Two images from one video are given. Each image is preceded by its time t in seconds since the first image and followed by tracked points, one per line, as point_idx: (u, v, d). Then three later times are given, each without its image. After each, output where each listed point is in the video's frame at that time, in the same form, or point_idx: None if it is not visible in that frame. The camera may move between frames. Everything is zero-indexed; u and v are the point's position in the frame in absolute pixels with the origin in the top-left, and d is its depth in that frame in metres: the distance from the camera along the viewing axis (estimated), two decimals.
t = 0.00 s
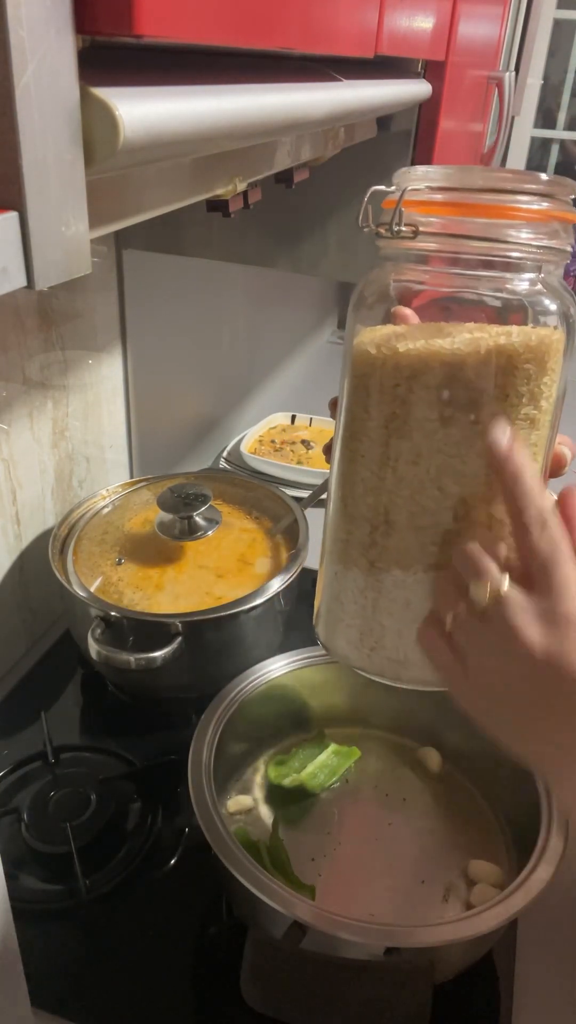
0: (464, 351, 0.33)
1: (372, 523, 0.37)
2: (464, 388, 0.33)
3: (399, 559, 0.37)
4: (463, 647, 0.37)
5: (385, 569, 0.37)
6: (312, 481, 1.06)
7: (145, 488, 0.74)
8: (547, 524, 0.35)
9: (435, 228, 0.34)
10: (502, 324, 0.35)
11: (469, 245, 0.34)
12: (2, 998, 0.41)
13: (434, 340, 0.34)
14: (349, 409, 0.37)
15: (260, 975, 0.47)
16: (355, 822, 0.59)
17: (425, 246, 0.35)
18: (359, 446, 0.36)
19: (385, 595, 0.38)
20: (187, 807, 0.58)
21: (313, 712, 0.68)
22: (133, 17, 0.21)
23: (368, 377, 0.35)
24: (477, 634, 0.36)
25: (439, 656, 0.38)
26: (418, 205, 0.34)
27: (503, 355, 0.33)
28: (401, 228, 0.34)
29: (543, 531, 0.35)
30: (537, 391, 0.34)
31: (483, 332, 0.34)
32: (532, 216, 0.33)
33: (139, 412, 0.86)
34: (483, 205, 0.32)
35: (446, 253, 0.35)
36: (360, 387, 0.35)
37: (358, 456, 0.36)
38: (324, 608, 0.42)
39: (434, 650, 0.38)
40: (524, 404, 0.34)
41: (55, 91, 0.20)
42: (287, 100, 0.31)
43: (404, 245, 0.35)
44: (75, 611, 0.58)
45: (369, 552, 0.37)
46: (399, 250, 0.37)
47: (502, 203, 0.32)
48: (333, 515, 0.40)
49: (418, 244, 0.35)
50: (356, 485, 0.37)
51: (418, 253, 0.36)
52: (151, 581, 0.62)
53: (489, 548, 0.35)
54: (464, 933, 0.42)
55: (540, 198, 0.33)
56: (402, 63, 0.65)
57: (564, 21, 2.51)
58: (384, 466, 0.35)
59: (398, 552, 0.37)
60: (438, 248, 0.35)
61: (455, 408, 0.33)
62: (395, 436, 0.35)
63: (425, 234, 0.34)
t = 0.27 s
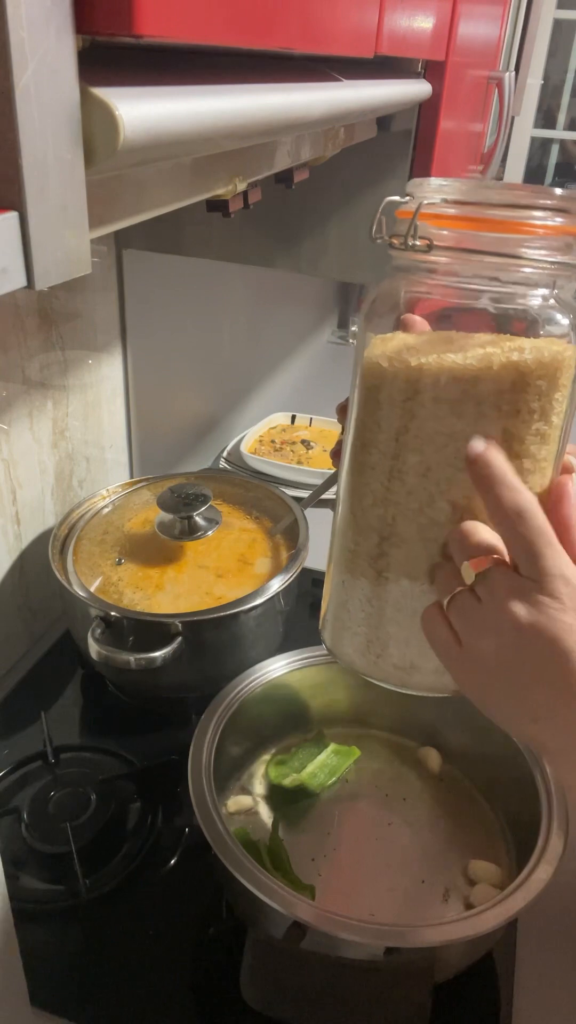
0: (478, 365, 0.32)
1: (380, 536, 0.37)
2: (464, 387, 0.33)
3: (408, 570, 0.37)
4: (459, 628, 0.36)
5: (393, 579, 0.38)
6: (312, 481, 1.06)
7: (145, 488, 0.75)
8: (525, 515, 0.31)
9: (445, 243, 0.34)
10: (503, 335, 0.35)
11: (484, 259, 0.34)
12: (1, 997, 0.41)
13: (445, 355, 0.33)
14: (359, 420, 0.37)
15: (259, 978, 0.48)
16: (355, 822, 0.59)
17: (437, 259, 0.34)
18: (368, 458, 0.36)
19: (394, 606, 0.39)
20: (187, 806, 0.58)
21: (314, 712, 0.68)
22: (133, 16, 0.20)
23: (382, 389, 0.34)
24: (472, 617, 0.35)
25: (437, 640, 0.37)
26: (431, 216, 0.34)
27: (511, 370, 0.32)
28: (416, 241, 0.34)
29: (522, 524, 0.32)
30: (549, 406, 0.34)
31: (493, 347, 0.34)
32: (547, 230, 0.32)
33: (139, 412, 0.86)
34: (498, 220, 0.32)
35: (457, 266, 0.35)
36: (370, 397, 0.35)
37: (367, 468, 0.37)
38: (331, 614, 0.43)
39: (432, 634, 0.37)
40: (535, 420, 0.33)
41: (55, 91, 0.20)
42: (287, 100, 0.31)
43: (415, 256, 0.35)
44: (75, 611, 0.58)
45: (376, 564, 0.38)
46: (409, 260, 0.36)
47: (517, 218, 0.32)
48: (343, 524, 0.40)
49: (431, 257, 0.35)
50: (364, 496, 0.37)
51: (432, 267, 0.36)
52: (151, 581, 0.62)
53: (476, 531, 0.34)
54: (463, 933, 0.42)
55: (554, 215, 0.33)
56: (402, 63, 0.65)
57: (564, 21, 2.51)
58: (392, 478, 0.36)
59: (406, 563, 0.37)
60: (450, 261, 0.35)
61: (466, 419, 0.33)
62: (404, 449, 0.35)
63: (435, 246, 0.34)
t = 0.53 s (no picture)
0: (466, 369, 0.33)
1: (371, 541, 0.37)
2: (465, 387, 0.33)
3: (399, 574, 0.37)
4: (465, 634, 0.36)
5: (384, 583, 0.38)
6: (311, 481, 1.06)
7: (145, 488, 0.75)
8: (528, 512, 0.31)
9: (432, 250, 0.33)
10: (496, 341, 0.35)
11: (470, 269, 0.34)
12: (1, 997, 0.41)
13: (434, 362, 0.33)
14: (349, 426, 0.37)
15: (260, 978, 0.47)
16: (356, 821, 0.59)
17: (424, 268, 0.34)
18: (359, 463, 0.36)
19: (383, 609, 0.39)
20: (188, 806, 0.58)
21: (314, 712, 0.68)
22: (134, 16, 0.20)
23: (371, 395, 0.35)
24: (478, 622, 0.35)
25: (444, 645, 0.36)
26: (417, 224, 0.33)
27: (499, 379, 0.33)
28: (402, 249, 0.34)
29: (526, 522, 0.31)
30: (536, 413, 0.34)
31: (483, 353, 0.34)
32: (533, 237, 0.32)
33: (139, 412, 0.86)
34: (485, 228, 0.32)
35: (446, 276, 0.35)
36: (360, 403, 0.35)
37: (358, 473, 0.37)
38: (325, 615, 0.42)
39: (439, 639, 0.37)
40: (522, 426, 0.34)
41: (55, 91, 0.20)
42: (287, 100, 0.31)
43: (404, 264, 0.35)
44: (75, 611, 0.58)
45: (368, 568, 0.38)
46: (397, 268, 0.36)
47: (504, 224, 0.32)
48: (334, 528, 0.40)
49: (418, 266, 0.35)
50: (356, 501, 0.37)
51: (422, 277, 0.36)
52: (151, 581, 0.62)
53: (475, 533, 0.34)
54: (464, 933, 0.42)
55: (540, 222, 0.33)
56: (402, 63, 0.65)
57: (564, 21, 2.50)
58: (382, 484, 0.36)
59: (397, 567, 0.37)
60: (439, 270, 0.34)
61: (454, 424, 0.33)
62: (393, 456, 0.35)
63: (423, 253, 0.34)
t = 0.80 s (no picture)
0: (454, 384, 0.33)
1: (368, 557, 0.37)
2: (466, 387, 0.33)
3: (398, 589, 0.38)
4: (450, 642, 0.36)
5: (383, 596, 0.38)
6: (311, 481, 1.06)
7: (145, 488, 0.75)
8: (511, 522, 0.31)
9: (414, 268, 0.33)
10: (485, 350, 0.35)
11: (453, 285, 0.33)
12: (1, 996, 0.41)
13: (421, 378, 0.34)
14: (341, 446, 0.37)
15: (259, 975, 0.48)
16: (356, 820, 0.59)
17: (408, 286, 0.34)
18: (352, 481, 0.36)
19: (386, 625, 0.39)
20: (188, 806, 0.58)
21: (314, 712, 0.68)
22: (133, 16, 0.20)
23: (361, 415, 0.35)
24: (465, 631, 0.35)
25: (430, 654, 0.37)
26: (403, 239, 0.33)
27: (489, 394, 0.33)
28: (386, 268, 0.34)
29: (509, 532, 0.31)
30: (526, 429, 0.34)
31: (475, 367, 0.34)
32: (517, 251, 0.32)
33: (139, 412, 0.86)
34: (470, 244, 0.32)
35: (430, 292, 0.35)
36: (349, 420, 0.35)
37: (351, 492, 0.37)
38: (325, 633, 0.42)
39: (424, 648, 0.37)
40: (514, 440, 0.34)
41: (55, 91, 0.20)
42: (287, 100, 0.31)
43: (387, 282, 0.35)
44: (75, 611, 0.58)
45: (366, 583, 0.38)
46: (383, 286, 0.36)
47: (487, 240, 0.32)
48: (330, 544, 0.40)
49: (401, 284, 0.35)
50: (350, 519, 0.37)
51: (406, 296, 0.36)
52: (151, 581, 0.62)
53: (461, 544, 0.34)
54: (463, 933, 0.42)
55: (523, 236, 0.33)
56: (402, 63, 0.65)
57: (564, 21, 2.51)
58: (378, 500, 0.36)
59: (395, 582, 0.38)
60: (422, 288, 0.34)
61: (447, 437, 0.33)
62: (385, 473, 0.35)
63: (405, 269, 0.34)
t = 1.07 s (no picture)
0: (442, 399, 0.33)
1: (362, 567, 0.38)
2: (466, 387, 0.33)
3: (392, 599, 0.38)
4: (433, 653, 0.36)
5: (376, 607, 0.38)
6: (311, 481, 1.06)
7: (145, 488, 0.75)
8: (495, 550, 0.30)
9: (403, 283, 0.33)
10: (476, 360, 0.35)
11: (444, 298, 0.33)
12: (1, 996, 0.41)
13: (411, 391, 0.34)
14: (335, 458, 0.37)
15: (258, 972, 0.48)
16: (356, 820, 0.59)
17: (398, 300, 0.34)
18: (346, 493, 0.36)
19: (381, 633, 0.39)
20: (188, 806, 0.58)
21: (314, 712, 0.68)
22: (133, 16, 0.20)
23: (353, 431, 0.35)
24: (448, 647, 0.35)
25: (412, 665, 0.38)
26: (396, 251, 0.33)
27: (479, 407, 0.33)
28: (375, 283, 0.34)
29: (490, 558, 0.31)
30: (517, 444, 0.34)
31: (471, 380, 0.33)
32: (507, 265, 0.33)
33: (140, 412, 0.86)
34: (458, 258, 0.32)
35: (422, 306, 0.34)
36: (341, 433, 0.35)
37: (345, 504, 0.37)
38: (323, 644, 0.42)
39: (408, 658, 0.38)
40: (505, 451, 0.34)
41: (55, 92, 0.20)
42: (287, 100, 0.31)
43: (377, 295, 0.35)
44: (75, 611, 0.58)
45: (360, 594, 0.38)
46: (375, 302, 0.36)
47: (476, 254, 0.32)
48: (326, 554, 0.40)
49: (391, 298, 0.35)
50: (343, 532, 0.37)
51: (395, 312, 0.36)
52: (151, 581, 0.62)
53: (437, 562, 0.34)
54: (464, 933, 0.42)
55: (514, 247, 0.33)
56: (403, 63, 0.65)
57: (565, 22, 2.51)
58: (371, 512, 0.36)
59: (389, 593, 0.38)
60: (411, 302, 0.34)
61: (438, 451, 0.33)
62: (379, 486, 0.35)
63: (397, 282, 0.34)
